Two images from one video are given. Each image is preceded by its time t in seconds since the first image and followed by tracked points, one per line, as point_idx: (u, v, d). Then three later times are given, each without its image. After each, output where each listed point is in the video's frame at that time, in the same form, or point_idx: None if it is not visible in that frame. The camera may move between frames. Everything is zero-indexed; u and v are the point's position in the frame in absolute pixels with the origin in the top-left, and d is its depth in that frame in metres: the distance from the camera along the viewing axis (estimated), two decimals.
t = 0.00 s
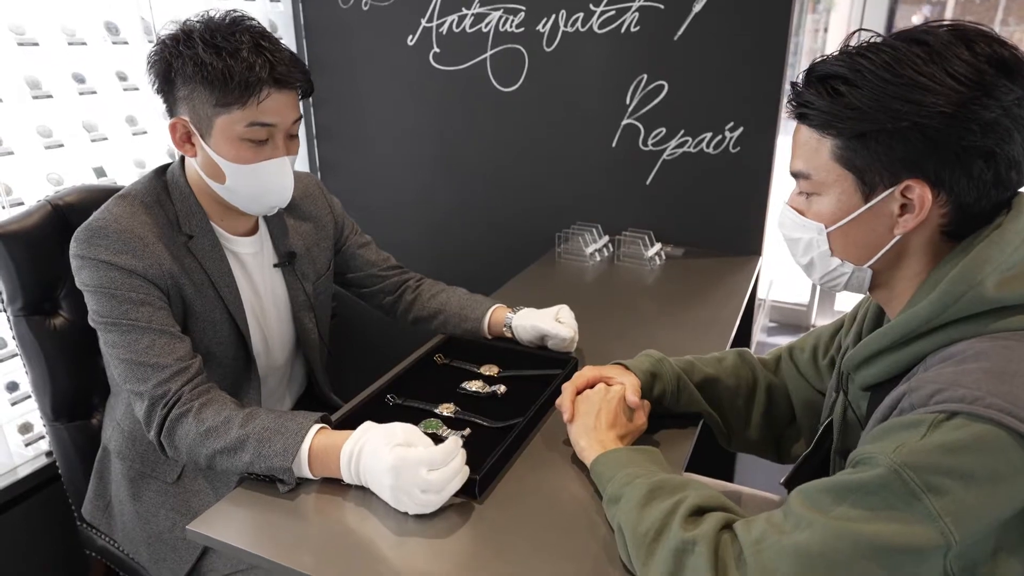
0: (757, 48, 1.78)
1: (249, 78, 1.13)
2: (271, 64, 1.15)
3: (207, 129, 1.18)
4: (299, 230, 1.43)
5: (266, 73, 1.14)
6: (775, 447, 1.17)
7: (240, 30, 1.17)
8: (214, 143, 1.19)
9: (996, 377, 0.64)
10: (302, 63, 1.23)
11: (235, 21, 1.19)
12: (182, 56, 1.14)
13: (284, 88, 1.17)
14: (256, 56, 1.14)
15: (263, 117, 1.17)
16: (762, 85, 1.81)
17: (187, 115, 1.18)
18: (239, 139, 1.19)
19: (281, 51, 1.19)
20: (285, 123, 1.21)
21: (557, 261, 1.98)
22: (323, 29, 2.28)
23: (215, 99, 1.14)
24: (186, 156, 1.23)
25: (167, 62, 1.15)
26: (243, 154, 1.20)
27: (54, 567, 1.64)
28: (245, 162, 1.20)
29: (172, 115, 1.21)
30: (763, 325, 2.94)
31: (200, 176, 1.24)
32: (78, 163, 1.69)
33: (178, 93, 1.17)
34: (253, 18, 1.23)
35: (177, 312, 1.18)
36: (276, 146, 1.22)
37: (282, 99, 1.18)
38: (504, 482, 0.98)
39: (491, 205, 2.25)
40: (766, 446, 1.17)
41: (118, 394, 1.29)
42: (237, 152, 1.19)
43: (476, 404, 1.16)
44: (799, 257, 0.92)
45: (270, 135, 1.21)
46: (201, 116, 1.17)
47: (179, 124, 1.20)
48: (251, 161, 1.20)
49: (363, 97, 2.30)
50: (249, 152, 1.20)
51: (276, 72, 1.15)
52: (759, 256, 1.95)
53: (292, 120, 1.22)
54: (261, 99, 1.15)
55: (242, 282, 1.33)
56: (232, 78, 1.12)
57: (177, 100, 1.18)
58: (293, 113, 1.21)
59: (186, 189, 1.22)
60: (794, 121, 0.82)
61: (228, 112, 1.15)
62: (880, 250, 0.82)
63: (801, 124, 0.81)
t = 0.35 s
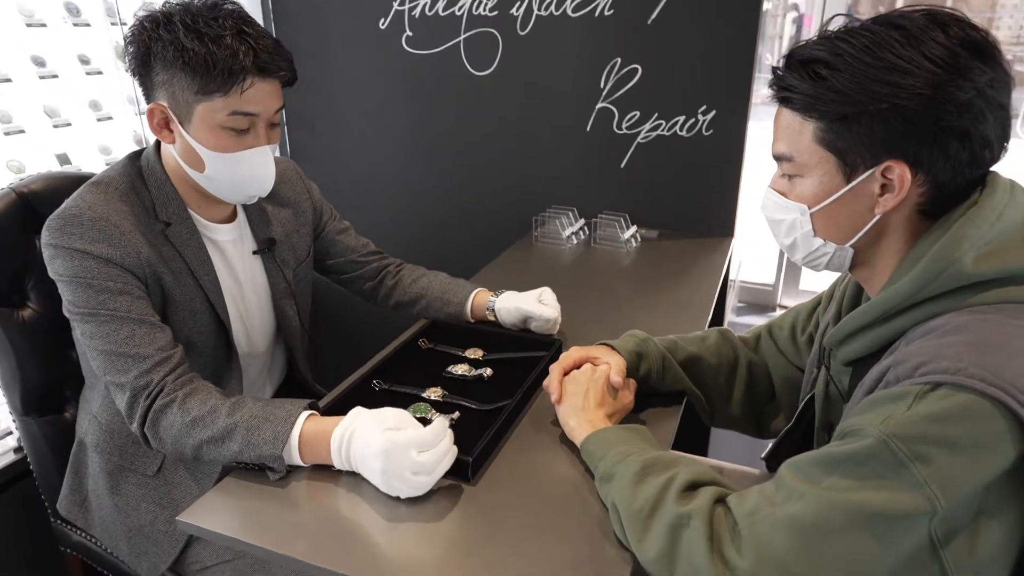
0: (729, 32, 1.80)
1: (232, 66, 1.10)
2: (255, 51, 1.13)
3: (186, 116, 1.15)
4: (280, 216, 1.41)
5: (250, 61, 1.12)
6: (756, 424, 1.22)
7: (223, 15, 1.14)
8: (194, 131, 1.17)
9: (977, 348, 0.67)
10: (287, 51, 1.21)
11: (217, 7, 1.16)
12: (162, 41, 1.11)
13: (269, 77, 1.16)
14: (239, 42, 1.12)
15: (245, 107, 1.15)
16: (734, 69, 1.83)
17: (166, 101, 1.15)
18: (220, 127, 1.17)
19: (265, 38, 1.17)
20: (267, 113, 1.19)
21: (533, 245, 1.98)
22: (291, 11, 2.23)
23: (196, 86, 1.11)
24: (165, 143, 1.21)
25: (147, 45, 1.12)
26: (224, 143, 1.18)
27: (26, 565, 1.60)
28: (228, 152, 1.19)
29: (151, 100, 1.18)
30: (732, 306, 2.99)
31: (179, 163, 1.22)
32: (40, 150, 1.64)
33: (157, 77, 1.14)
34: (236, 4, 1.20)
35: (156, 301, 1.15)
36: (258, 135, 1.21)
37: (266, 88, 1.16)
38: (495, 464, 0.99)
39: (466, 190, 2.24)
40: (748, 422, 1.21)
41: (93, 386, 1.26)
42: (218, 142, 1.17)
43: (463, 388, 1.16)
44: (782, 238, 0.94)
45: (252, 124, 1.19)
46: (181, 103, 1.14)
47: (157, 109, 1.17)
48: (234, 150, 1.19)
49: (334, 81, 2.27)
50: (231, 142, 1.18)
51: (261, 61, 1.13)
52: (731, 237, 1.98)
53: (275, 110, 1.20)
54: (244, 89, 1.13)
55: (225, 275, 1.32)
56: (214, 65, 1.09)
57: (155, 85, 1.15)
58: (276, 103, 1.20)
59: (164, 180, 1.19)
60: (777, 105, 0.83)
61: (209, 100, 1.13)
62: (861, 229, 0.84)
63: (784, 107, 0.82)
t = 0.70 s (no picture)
0: (705, 20, 1.81)
1: (216, 72, 1.08)
2: (239, 56, 1.11)
3: (167, 121, 1.13)
4: (264, 218, 1.41)
5: (234, 67, 1.10)
6: (748, 409, 1.22)
7: (206, 18, 1.12)
8: (174, 136, 1.14)
9: (974, 329, 0.68)
10: (270, 55, 1.19)
11: (196, 8, 1.14)
12: (142, 44, 1.08)
13: (253, 83, 1.14)
14: (222, 46, 1.10)
15: (228, 113, 1.13)
16: (711, 57, 1.84)
17: (146, 106, 1.13)
18: (203, 132, 1.14)
19: (248, 43, 1.15)
20: (251, 118, 1.17)
21: (518, 239, 1.98)
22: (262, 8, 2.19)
23: (178, 92, 1.09)
24: (144, 147, 1.18)
25: (126, 49, 1.09)
26: (205, 147, 1.16)
27: None
28: (208, 158, 1.17)
29: (130, 103, 1.15)
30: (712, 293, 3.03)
31: (160, 168, 1.20)
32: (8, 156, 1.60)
33: (136, 81, 1.11)
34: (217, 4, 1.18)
35: (142, 308, 1.14)
36: (241, 141, 1.19)
37: (249, 95, 1.14)
38: (496, 460, 0.98)
39: (446, 184, 2.23)
40: (741, 408, 1.22)
41: (77, 397, 1.23)
42: (199, 147, 1.15)
43: (458, 384, 1.17)
44: (775, 225, 0.94)
45: (235, 130, 1.17)
46: (162, 107, 1.12)
47: (136, 113, 1.14)
48: (215, 156, 1.17)
49: (308, 78, 2.23)
50: (214, 148, 1.16)
51: (245, 68, 1.11)
52: (713, 224, 2.00)
53: (258, 115, 1.18)
54: (227, 96, 1.11)
55: (213, 282, 1.32)
56: (197, 71, 1.07)
57: (134, 89, 1.13)
58: (259, 108, 1.18)
59: (143, 182, 1.18)
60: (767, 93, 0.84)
61: (191, 105, 1.11)
62: (853, 214, 0.85)
63: (774, 94, 0.83)
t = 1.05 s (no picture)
0: (696, 30, 1.83)
1: (212, 81, 1.08)
2: (233, 63, 1.11)
3: (164, 132, 1.12)
4: (258, 229, 1.40)
5: (230, 75, 1.09)
6: (746, 416, 1.24)
7: (199, 27, 1.11)
8: (173, 147, 1.14)
9: (974, 337, 0.69)
10: (264, 61, 1.19)
11: (189, 16, 1.13)
12: (135, 55, 1.07)
13: (248, 90, 1.13)
14: (216, 54, 1.09)
15: (226, 121, 1.13)
16: (701, 67, 1.86)
17: (141, 118, 1.12)
18: (201, 142, 1.14)
19: (242, 49, 1.14)
20: (247, 126, 1.17)
21: (511, 247, 1.98)
22: (251, 16, 2.18)
23: (174, 102, 1.08)
24: (141, 160, 1.17)
25: (117, 60, 1.08)
26: (206, 158, 1.15)
27: None
28: (209, 166, 1.16)
29: (125, 116, 1.14)
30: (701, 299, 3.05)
31: (156, 178, 1.19)
32: None
33: (130, 93, 1.10)
34: (208, 12, 1.17)
35: (138, 321, 1.12)
36: (240, 149, 1.18)
37: (245, 101, 1.14)
38: (498, 470, 0.98)
39: (438, 193, 2.22)
40: (739, 415, 1.23)
41: (68, 412, 1.21)
42: (198, 157, 1.15)
43: (457, 394, 1.17)
44: (776, 235, 0.95)
45: (232, 138, 1.16)
46: (156, 118, 1.11)
47: (132, 126, 1.13)
48: (217, 164, 1.16)
49: (298, 86, 2.22)
50: (213, 156, 1.16)
51: (240, 74, 1.11)
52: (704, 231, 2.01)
53: (255, 122, 1.18)
54: (224, 104, 1.11)
55: (207, 292, 1.32)
56: (193, 81, 1.07)
57: (128, 101, 1.11)
58: (255, 114, 1.17)
59: (139, 194, 1.17)
60: (771, 104, 0.85)
61: (188, 115, 1.10)
62: (853, 224, 0.86)
63: (778, 105, 0.84)
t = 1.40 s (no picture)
0: (695, 33, 1.85)
1: (162, 53, 1.08)
2: (185, 34, 1.11)
3: (136, 117, 1.14)
4: (257, 228, 1.40)
5: (179, 44, 1.10)
6: (750, 415, 1.26)
7: (147, 7, 1.13)
8: (146, 129, 1.14)
9: (989, 335, 0.70)
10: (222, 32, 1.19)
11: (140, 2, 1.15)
12: (93, 46, 1.09)
13: (203, 57, 1.13)
14: (165, 28, 1.10)
15: (188, 91, 1.13)
16: (700, 69, 1.87)
17: (116, 109, 1.14)
18: (172, 121, 1.14)
19: (193, 21, 1.15)
20: (214, 96, 1.17)
21: (510, 248, 1.98)
22: (249, 16, 2.18)
23: (135, 83, 1.10)
24: (126, 155, 1.19)
25: (83, 56, 1.10)
26: (177, 135, 1.15)
27: None
28: (188, 142, 1.16)
29: (102, 111, 1.16)
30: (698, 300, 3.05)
31: (147, 173, 1.20)
32: None
33: (101, 87, 1.13)
34: None
35: (140, 320, 1.13)
36: (211, 121, 1.18)
37: (205, 70, 1.14)
38: (502, 470, 0.98)
39: (437, 194, 2.23)
40: (743, 414, 1.25)
41: (70, 412, 1.21)
42: (171, 136, 1.15)
43: (460, 394, 1.17)
44: (799, 233, 0.96)
45: (202, 111, 1.17)
46: (127, 104, 1.13)
47: (109, 120, 1.15)
48: (190, 140, 1.16)
49: (296, 86, 2.22)
50: (190, 132, 1.16)
51: (191, 42, 1.11)
52: (702, 232, 2.02)
53: (222, 92, 1.18)
54: (180, 71, 1.11)
55: (208, 292, 1.32)
56: (143, 56, 1.07)
57: (102, 96, 1.14)
58: (221, 85, 1.17)
59: (140, 193, 1.18)
60: (804, 103, 0.86)
61: (151, 93, 1.11)
62: (881, 225, 0.88)
63: (808, 103, 0.85)
